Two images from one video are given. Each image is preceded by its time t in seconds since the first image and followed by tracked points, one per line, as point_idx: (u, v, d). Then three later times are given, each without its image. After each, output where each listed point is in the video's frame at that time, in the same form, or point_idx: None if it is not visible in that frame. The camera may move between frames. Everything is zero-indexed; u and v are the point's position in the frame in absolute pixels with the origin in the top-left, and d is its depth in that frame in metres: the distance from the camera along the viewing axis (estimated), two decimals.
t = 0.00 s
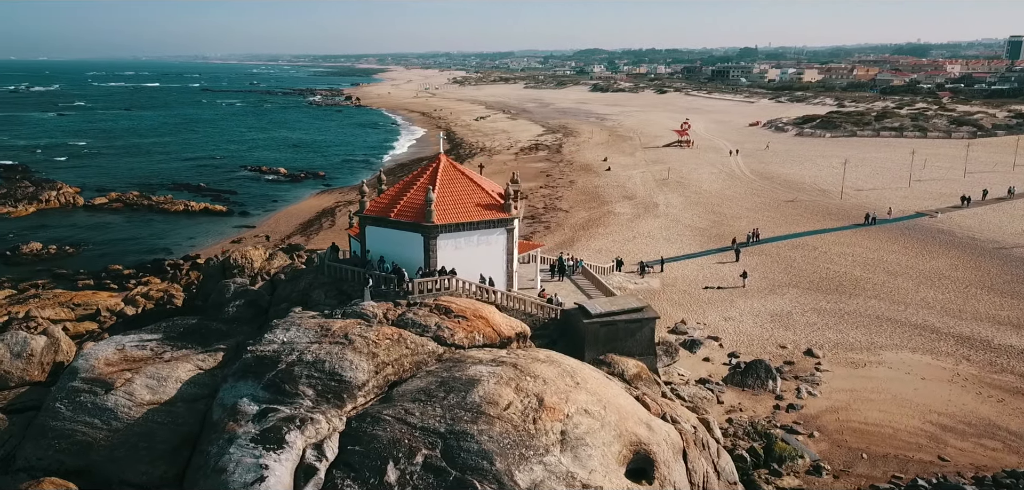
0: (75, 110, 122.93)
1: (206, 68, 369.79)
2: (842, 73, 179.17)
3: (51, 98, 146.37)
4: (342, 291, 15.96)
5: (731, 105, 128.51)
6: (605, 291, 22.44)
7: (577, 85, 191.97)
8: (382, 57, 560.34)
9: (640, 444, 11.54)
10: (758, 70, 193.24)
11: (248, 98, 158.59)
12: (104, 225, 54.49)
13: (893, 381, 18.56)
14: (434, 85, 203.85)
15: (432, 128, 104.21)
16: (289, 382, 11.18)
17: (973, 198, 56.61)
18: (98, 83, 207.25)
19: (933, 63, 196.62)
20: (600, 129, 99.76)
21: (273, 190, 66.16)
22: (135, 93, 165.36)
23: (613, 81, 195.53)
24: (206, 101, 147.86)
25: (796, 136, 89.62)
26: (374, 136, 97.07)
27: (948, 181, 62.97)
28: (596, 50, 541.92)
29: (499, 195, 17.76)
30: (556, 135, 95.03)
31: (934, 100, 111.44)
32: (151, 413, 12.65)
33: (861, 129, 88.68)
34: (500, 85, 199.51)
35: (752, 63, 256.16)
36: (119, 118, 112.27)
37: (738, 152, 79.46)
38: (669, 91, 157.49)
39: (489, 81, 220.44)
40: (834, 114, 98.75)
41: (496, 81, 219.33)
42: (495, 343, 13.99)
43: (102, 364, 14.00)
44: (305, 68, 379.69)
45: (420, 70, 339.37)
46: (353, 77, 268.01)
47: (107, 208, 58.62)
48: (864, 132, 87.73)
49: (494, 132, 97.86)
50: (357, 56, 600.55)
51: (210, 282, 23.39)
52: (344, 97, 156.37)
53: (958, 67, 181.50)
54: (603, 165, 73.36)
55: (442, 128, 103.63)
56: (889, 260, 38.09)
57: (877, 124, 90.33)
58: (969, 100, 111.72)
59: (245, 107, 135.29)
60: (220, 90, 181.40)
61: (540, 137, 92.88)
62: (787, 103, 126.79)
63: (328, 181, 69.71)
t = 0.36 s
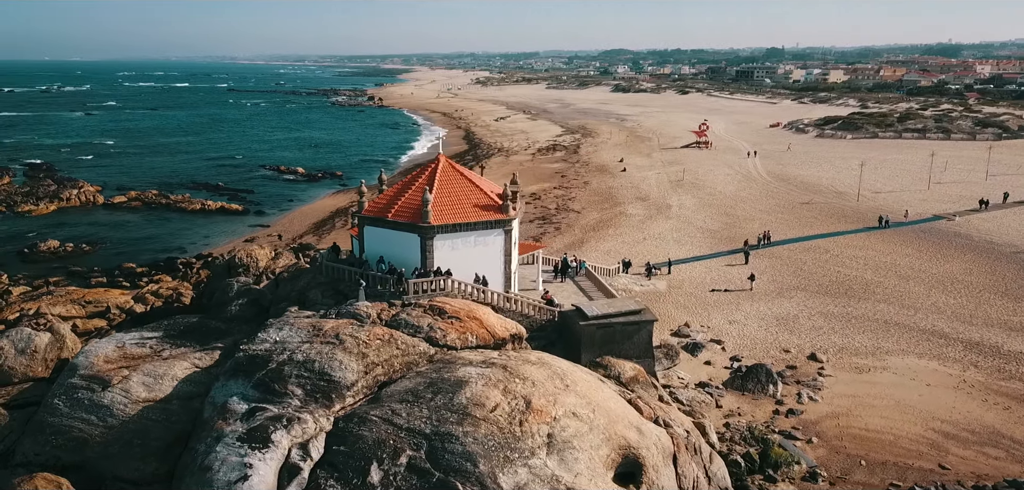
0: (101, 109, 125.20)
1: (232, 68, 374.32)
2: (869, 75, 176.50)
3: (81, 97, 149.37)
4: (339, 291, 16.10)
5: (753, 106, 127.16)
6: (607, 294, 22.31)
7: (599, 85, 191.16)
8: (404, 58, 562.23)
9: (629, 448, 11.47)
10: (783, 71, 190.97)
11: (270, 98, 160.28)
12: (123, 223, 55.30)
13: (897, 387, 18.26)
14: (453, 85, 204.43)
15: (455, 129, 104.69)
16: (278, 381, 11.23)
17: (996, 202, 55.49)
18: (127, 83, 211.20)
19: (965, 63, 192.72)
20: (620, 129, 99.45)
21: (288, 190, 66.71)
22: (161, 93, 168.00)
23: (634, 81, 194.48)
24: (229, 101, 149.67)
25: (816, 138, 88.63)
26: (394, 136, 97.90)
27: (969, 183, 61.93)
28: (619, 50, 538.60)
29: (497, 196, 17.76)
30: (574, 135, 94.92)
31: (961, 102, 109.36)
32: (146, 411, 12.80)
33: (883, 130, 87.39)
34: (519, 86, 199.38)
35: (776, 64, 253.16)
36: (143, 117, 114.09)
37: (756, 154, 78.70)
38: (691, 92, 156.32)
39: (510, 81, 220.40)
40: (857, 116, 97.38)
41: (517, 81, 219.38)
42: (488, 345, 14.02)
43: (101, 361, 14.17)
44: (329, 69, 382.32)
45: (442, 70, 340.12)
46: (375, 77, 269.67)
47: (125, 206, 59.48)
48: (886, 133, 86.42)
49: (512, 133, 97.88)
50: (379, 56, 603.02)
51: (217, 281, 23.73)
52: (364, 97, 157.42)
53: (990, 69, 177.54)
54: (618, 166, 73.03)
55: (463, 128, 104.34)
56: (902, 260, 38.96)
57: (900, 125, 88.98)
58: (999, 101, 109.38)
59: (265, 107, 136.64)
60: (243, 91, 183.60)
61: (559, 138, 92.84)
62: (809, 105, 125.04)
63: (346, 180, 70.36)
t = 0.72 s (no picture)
0: (127, 108, 127.38)
1: (258, 69, 378.43)
2: (897, 75, 173.29)
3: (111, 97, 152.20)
4: (336, 291, 16.19)
5: (775, 107, 125.62)
6: (609, 295, 22.18)
7: (620, 86, 190.17)
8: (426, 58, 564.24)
9: (619, 451, 11.41)
10: (809, 71, 188.34)
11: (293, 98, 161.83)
12: (141, 221, 56.13)
13: (901, 393, 17.98)
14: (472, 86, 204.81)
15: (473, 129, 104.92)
16: (268, 380, 11.31)
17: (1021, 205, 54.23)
18: (157, 84, 214.86)
19: (998, 63, 188.21)
20: (640, 130, 99.00)
21: (304, 189, 67.27)
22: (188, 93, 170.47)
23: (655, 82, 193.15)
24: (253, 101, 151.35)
25: (838, 139, 87.35)
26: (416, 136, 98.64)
27: (993, 186, 60.66)
28: (641, 50, 536.01)
29: (497, 197, 17.77)
30: (594, 136, 94.55)
31: (990, 103, 106.97)
32: (142, 407, 12.96)
33: (906, 131, 85.93)
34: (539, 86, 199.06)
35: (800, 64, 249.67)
36: (166, 116, 115.82)
37: (775, 155, 77.79)
38: (715, 92, 155.10)
39: (532, 81, 221.15)
40: (880, 117, 95.82)
41: (536, 81, 219.14)
42: (482, 345, 14.03)
43: (101, 358, 14.37)
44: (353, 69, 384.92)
45: (464, 70, 340.66)
46: (398, 78, 271.09)
47: (144, 205, 60.38)
48: (909, 135, 84.94)
49: (529, 133, 97.76)
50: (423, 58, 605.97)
51: (222, 279, 23.94)
52: (385, 98, 158.38)
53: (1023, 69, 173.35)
54: (634, 167, 72.62)
55: (483, 128, 104.85)
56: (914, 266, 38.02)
57: (924, 126, 87.39)
58: None
59: (287, 106, 137.90)
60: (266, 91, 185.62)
61: (577, 138, 92.60)
62: (833, 105, 123.18)
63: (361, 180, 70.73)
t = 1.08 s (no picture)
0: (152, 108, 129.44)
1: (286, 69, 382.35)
2: (926, 76, 170.26)
3: (138, 97, 154.99)
4: (334, 290, 16.29)
5: (798, 108, 124.08)
6: (611, 296, 22.05)
7: (643, 86, 188.95)
8: (449, 58, 565.15)
9: (608, 454, 11.36)
10: (835, 72, 185.65)
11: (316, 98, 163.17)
12: (159, 220, 56.90)
13: (905, 399, 17.70)
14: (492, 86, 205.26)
15: (496, 129, 105.13)
16: (259, 379, 11.39)
17: None
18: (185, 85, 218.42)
19: None
20: (660, 131, 98.33)
21: (319, 189, 67.81)
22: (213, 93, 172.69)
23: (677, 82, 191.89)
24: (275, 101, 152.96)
25: (860, 141, 86.12)
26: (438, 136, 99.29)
27: (1018, 190, 59.39)
28: (662, 50, 533.15)
29: (496, 197, 17.79)
30: (613, 136, 94.15)
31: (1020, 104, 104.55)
32: (138, 405, 13.11)
33: (930, 133, 84.45)
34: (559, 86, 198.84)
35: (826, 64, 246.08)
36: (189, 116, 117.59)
37: (794, 157, 76.87)
38: (738, 93, 153.94)
39: (555, 81, 221.40)
40: (904, 118, 94.24)
41: (557, 82, 218.93)
42: (476, 347, 14.06)
43: (102, 354, 14.54)
44: (379, 69, 386.75)
45: (486, 70, 340.62)
46: (419, 78, 272.02)
47: (162, 203, 61.27)
48: (933, 136, 83.48)
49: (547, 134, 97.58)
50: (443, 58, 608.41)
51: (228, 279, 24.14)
52: (406, 98, 159.14)
53: None
54: (650, 167, 72.26)
55: (504, 128, 105.69)
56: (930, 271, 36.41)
57: (949, 128, 85.79)
58: None
59: (307, 106, 138.93)
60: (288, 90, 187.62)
61: (596, 139, 92.39)
62: (857, 106, 121.34)
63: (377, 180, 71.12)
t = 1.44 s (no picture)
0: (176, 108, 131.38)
1: (311, 70, 385.87)
2: (956, 77, 167.16)
3: (164, 96, 157.55)
4: (331, 290, 16.41)
5: (820, 109, 122.49)
6: (612, 297, 21.92)
7: (665, 87, 187.67)
8: (473, 59, 565.18)
9: (595, 457, 11.30)
10: (861, 72, 182.78)
11: (338, 98, 164.34)
12: (176, 218, 57.63)
13: (907, 405, 17.41)
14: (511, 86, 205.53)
15: (515, 129, 105.14)
16: (249, 377, 11.46)
17: None
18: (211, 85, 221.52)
19: None
20: (681, 132, 97.54)
21: (335, 188, 68.27)
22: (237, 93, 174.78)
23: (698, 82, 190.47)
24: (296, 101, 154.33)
25: (882, 142, 84.87)
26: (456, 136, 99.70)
27: None
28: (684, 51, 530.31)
29: (495, 198, 17.78)
30: (633, 137, 93.68)
31: None
32: (135, 401, 13.28)
33: (954, 134, 82.98)
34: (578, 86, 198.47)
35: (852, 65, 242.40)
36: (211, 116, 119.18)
37: (813, 158, 75.97)
38: (760, 93, 152.46)
39: (576, 82, 221.07)
40: (929, 119, 92.58)
41: (577, 82, 218.51)
42: (470, 347, 14.09)
43: (102, 351, 14.72)
44: (402, 69, 388.10)
45: (507, 71, 340.57)
46: (441, 78, 272.82)
47: (180, 202, 62.13)
48: (957, 137, 82.00)
49: (563, 134, 97.35)
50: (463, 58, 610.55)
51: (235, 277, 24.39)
52: (424, 99, 158.68)
53: None
54: (665, 168, 71.84)
55: (522, 129, 105.86)
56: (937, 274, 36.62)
57: (974, 129, 84.16)
58: None
59: (326, 107, 139.97)
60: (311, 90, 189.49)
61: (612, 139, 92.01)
62: (881, 107, 119.52)
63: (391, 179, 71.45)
